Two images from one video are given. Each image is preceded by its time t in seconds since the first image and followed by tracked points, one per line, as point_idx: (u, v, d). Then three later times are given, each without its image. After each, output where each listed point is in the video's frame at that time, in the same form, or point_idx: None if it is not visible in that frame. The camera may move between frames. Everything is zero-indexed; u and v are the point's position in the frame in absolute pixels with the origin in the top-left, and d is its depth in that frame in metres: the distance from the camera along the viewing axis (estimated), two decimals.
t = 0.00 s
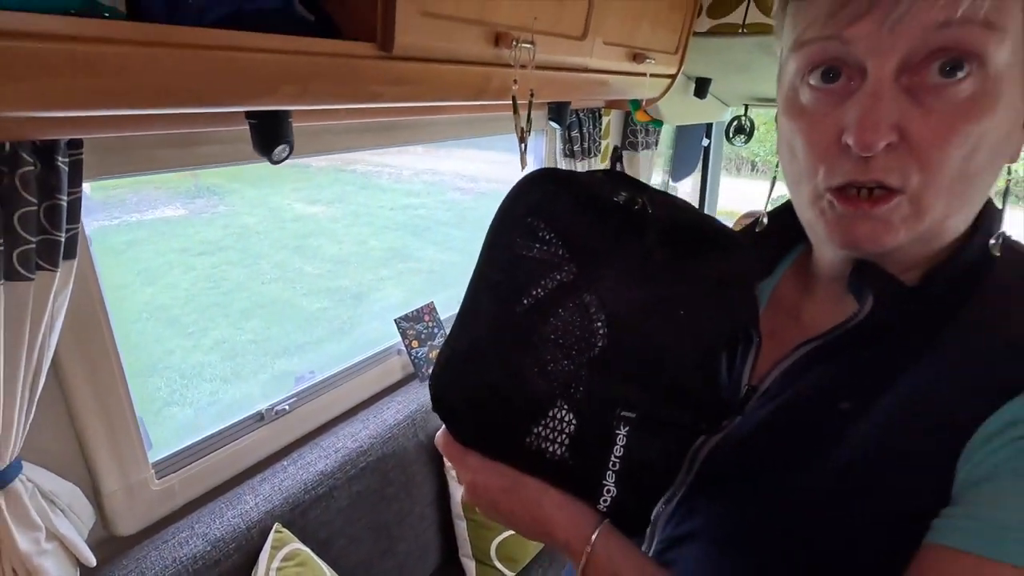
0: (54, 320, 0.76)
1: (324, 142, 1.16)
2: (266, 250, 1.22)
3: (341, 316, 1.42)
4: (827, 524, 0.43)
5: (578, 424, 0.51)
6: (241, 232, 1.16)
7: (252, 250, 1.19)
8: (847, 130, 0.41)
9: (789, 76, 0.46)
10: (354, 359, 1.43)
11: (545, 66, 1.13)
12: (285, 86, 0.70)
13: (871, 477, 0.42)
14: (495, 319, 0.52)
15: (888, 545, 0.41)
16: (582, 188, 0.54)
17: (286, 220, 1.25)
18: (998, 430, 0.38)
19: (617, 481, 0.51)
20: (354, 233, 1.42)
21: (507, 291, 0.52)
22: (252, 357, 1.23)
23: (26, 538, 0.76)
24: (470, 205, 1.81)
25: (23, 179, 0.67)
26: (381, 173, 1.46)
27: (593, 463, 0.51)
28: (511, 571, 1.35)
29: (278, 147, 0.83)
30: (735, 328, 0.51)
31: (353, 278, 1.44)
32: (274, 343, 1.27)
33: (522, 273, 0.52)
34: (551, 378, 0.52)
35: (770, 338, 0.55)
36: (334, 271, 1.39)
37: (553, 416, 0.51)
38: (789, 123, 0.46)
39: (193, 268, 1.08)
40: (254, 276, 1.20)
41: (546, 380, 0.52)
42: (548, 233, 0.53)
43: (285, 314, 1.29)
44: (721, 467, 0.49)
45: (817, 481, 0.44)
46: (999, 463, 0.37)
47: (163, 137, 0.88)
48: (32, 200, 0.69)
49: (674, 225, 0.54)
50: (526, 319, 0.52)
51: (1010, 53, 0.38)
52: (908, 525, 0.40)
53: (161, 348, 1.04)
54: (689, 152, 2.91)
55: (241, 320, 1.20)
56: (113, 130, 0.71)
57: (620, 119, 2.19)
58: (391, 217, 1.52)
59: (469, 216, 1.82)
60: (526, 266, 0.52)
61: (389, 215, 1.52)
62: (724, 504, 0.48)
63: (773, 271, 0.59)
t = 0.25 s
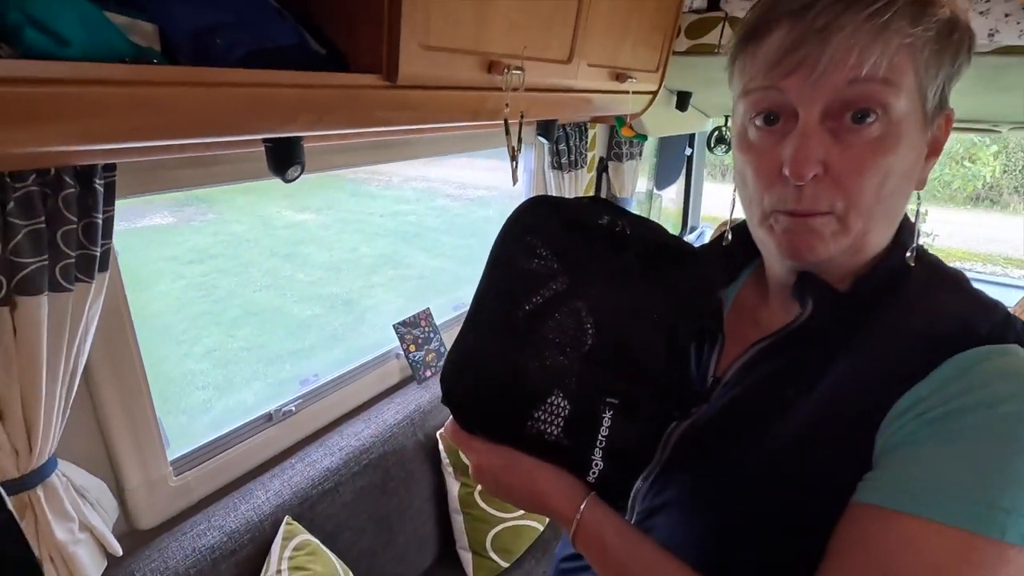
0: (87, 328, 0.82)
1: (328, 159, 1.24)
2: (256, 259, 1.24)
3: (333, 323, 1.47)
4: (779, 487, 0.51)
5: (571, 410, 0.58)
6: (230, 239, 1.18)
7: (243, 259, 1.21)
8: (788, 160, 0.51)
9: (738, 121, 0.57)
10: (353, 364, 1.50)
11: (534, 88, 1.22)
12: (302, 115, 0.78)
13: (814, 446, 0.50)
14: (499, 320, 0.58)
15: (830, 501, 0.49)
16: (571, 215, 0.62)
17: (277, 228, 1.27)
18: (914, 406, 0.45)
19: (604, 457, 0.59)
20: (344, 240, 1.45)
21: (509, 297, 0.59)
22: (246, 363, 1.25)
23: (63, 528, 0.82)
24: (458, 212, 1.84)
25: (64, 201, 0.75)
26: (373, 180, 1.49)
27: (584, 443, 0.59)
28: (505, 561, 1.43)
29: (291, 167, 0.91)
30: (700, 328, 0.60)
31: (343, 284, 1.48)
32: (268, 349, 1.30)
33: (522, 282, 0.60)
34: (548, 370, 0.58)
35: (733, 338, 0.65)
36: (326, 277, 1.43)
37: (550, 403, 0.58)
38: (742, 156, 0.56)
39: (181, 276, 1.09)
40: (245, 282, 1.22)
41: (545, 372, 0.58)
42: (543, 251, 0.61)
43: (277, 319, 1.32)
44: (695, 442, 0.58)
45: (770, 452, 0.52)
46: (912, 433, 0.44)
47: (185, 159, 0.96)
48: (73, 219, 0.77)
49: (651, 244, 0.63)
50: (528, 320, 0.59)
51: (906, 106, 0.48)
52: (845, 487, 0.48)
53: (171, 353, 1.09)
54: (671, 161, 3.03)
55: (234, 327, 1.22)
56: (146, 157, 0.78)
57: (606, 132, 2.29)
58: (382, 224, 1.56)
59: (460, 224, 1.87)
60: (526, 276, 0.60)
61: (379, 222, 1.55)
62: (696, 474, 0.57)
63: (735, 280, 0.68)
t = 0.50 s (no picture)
0: (109, 337, 0.89)
1: (329, 174, 1.31)
2: (249, 265, 1.26)
3: (325, 328, 1.50)
4: (740, 473, 0.58)
5: (560, 407, 0.65)
6: (221, 246, 1.19)
7: (236, 266, 1.24)
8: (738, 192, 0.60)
9: (699, 154, 0.66)
10: (351, 370, 1.57)
11: (524, 107, 1.30)
12: (312, 140, 0.85)
13: (769, 436, 0.57)
14: (495, 327, 0.66)
15: (785, 482, 0.56)
16: (557, 234, 0.72)
17: (268, 235, 1.29)
18: (854, 400, 0.52)
19: (588, 448, 0.65)
20: (336, 247, 1.47)
21: (504, 307, 0.67)
22: (237, 370, 1.28)
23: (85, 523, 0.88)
24: (450, 217, 1.88)
25: (91, 219, 0.82)
26: (365, 186, 1.51)
27: (570, 437, 0.65)
28: (500, 556, 1.50)
29: (298, 186, 0.98)
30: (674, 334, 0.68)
31: (337, 291, 1.51)
32: (259, 354, 1.33)
33: (515, 294, 0.68)
34: (538, 372, 0.65)
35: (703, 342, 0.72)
36: (319, 281, 1.45)
37: (541, 401, 0.65)
38: (706, 185, 0.66)
39: (173, 281, 1.11)
40: (238, 289, 1.25)
41: (535, 373, 0.65)
42: (533, 268, 0.70)
43: (268, 325, 1.34)
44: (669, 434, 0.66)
45: (732, 442, 0.59)
46: (852, 423, 0.51)
47: (196, 178, 1.02)
48: (98, 236, 0.83)
49: (627, 260, 0.71)
50: (520, 327, 0.66)
51: (837, 144, 0.56)
52: (796, 470, 0.56)
53: (178, 358, 1.14)
54: (659, 170, 3.12)
55: (226, 333, 1.25)
56: (166, 178, 0.85)
57: (594, 143, 2.37)
58: (375, 230, 1.59)
59: (452, 229, 1.91)
60: (518, 290, 0.68)
61: (372, 228, 1.58)
62: (670, 462, 0.64)
63: (706, 290, 0.76)
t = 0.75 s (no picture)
0: (121, 339, 0.93)
1: (327, 183, 1.36)
2: (242, 271, 1.29)
3: (319, 334, 1.53)
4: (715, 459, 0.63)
5: (553, 399, 0.70)
6: (211, 253, 1.22)
7: (230, 272, 1.26)
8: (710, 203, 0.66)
9: (674, 168, 0.72)
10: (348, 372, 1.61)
11: (515, 118, 1.36)
12: (315, 153, 0.90)
13: (742, 425, 0.62)
14: (493, 325, 0.71)
15: (757, 467, 0.61)
16: (550, 240, 0.77)
17: (262, 241, 1.32)
18: (814, 392, 0.58)
19: (579, 436, 0.70)
20: (328, 252, 1.51)
21: (501, 307, 0.72)
22: (230, 376, 1.30)
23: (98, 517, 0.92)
24: (442, 223, 1.92)
25: (105, 228, 0.87)
26: (358, 193, 1.55)
27: (562, 428, 0.70)
28: (495, 552, 1.54)
29: (301, 195, 1.03)
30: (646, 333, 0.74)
31: (330, 297, 1.55)
32: (250, 361, 1.35)
33: (512, 295, 0.73)
34: (533, 366, 0.70)
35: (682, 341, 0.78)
36: (313, 287, 1.49)
37: (536, 393, 0.70)
38: (681, 196, 0.72)
39: (166, 287, 1.14)
40: (230, 294, 1.27)
41: (530, 367, 0.70)
42: (528, 271, 0.75)
43: (262, 330, 1.37)
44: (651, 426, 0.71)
45: (709, 431, 0.64)
46: (812, 412, 0.56)
47: (202, 189, 1.07)
48: (112, 244, 0.88)
49: (615, 266, 0.77)
50: (518, 325, 0.71)
51: (797, 160, 0.63)
52: (766, 455, 0.60)
53: (181, 361, 1.19)
54: (647, 175, 3.20)
55: (219, 341, 1.27)
56: (176, 189, 0.90)
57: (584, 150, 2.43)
58: (367, 236, 1.63)
59: (445, 235, 1.96)
60: (515, 290, 0.73)
61: (364, 233, 1.62)
62: (653, 452, 0.70)
63: (686, 293, 0.81)
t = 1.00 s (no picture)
0: (119, 341, 0.94)
1: (323, 186, 1.37)
2: (237, 274, 1.30)
3: (313, 338, 1.54)
4: (705, 455, 0.65)
5: (545, 395, 0.71)
6: (208, 257, 1.22)
7: (225, 276, 1.27)
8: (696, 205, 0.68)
9: (663, 171, 0.74)
10: (344, 375, 1.62)
11: (509, 121, 1.37)
12: (313, 156, 0.91)
13: (729, 420, 0.64)
14: (487, 325, 0.73)
15: (745, 462, 0.63)
16: (542, 242, 0.79)
17: (256, 245, 1.33)
18: (799, 388, 0.59)
19: (570, 431, 0.72)
20: (323, 256, 1.52)
21: (495, 308, 0.74)
22: (225, 381, 1.31)
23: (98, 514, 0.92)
24: (437, 226, 1.94)
25: (105, 231, 0.88)
26: (353, 198, 1.56)
27: (555, 423, 0.71)
28: (491, 552, 1.55)
29: (298, 198, 1.05)
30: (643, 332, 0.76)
31: (325, 300, 1.55)
32: (246, 365, 1.36)
33: (505, 295, 0.74)
34: (526, 364, 0.71)
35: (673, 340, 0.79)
36: (306, 291, 1.50)
37: (528, 390, 0.71)
38: (669, 198, 0.74)
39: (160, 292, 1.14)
40: (224, 299, 1.28)
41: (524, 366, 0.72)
42: (521, 271, 0.76)
43: (257, 334, 1.38)
44: (641, 423, 0.73)
45: (698, 427, 0.66)
46: (798, 408, 0.58)
47: (199, 192, 1.08)
48: (111, 247, 0.89)
49: (606, 265, 0.78)
50: (510, 325, 0.73)
51: (781, 163, 0.65)
52: (754, 450, 0.62)
53: (178, 363, 1.19)
54: (641, 178, 3.22)
55: (214, 344, 1.28)
56: (174, 192, 0.91)
57: (577, 153, 2.46)
58: (361, 239, 1.64)
59: (440, 238, 1.97)
60: (508, 291, 0.75)
61: (358, 237, 1.63)
62: (645, 448, 0.71)
63: (677, 293, 0.83)
